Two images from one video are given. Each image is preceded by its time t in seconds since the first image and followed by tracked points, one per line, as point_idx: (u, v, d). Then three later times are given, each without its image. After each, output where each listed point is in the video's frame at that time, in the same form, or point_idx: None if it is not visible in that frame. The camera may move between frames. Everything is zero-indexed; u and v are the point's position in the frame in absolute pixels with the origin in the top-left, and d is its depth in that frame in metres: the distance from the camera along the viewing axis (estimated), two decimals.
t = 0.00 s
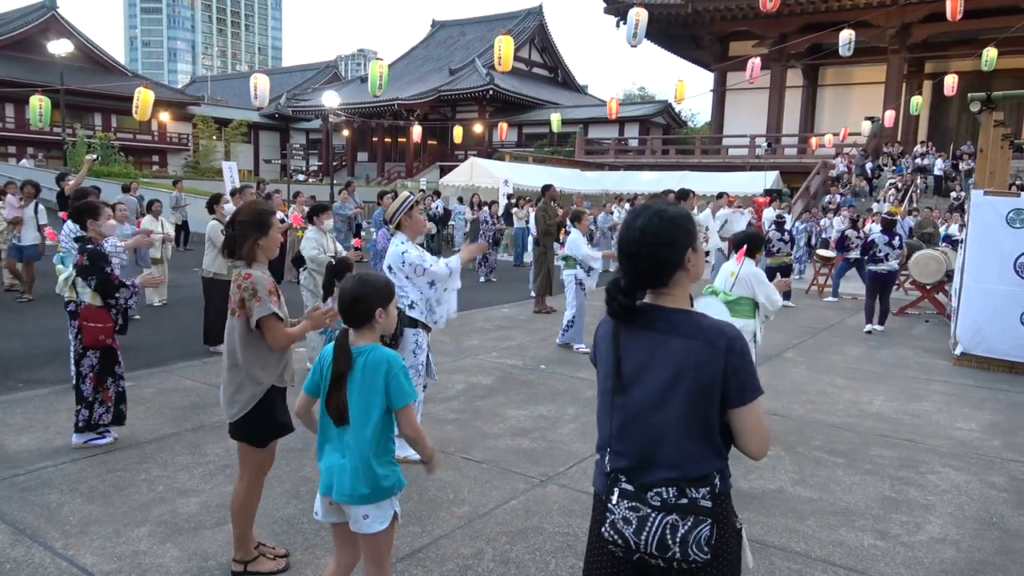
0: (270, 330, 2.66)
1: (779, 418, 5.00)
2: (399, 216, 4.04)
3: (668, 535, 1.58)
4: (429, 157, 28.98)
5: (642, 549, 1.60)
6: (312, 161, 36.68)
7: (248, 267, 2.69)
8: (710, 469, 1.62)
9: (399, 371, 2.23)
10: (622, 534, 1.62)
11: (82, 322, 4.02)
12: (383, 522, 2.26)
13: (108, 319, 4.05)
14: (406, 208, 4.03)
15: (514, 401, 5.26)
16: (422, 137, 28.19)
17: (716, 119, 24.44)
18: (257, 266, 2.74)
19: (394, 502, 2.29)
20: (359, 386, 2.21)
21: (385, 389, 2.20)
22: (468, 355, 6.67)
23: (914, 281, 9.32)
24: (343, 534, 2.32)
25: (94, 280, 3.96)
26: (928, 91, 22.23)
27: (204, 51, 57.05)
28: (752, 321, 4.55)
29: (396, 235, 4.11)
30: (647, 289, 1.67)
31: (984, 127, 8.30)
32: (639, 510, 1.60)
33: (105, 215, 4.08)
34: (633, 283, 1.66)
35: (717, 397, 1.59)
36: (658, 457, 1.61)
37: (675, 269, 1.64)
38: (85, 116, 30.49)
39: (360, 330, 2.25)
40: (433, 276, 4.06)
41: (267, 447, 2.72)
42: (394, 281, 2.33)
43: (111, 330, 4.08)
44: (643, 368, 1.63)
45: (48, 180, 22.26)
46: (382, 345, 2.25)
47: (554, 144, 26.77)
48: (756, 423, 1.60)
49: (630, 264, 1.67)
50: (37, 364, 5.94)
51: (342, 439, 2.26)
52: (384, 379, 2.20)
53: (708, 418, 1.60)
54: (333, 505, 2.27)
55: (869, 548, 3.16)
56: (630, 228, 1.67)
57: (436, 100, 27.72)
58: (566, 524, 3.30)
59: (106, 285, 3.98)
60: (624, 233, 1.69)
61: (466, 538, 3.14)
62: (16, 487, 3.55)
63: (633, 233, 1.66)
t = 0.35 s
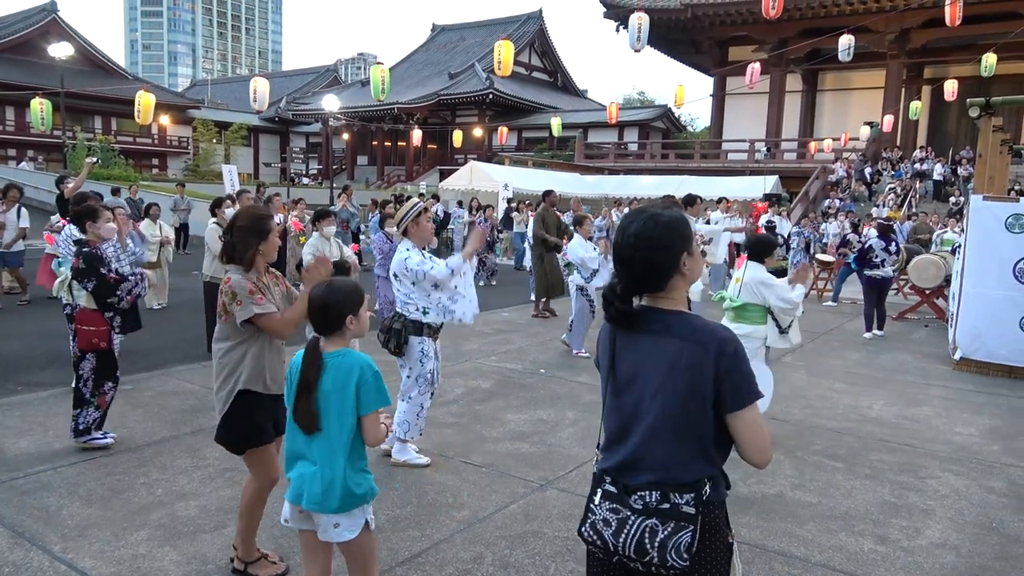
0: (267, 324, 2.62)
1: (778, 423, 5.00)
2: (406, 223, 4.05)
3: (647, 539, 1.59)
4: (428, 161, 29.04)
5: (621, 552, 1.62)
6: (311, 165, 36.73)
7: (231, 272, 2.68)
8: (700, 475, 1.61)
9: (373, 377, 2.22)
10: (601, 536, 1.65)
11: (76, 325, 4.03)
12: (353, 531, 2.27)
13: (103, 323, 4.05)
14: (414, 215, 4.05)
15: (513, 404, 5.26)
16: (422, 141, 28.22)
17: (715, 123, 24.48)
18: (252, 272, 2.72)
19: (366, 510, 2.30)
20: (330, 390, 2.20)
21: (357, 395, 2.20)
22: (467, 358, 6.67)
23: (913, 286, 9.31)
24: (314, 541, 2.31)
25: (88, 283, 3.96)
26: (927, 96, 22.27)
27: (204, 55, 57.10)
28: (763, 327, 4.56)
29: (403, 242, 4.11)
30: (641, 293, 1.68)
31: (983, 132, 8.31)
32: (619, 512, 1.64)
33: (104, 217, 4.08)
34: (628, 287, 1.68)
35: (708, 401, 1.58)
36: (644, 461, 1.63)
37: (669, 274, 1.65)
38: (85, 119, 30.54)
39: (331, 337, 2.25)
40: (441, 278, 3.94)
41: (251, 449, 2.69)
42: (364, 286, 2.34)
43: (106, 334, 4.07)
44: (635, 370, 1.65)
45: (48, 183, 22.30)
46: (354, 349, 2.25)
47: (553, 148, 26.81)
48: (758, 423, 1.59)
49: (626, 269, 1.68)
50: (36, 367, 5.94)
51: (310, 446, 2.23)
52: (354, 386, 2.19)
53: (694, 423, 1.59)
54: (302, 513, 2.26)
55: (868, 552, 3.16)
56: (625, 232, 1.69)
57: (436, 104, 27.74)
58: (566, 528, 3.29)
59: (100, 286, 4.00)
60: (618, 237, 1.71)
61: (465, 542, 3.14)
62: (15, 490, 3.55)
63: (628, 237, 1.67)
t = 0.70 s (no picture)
0: (235, 348, 2.56)
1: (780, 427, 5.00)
2: (421, 230, 4.02)
3: (622, 541, 1.60)
4: (429, 164, 29.09)
5: (599, 549, 1.65)
6: (313, 168, 36.76)
7: (227, 280, 2.61)
8: (687, 484, 1.59)
9: (368, 386, 2.18)
10: (584, 531, 1.69)
11: (88, 328, 4.05)
12: (357, 538, 2.25)
13: (112, 327, 4.04)
14: (429, 222, 4.00)
15: (514, 408, 5.26)
16: (423, 144, 28.27)
17: (716, 127, 24.49)
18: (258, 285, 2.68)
19: (370, 518, 2.27)
20: (327, 396, 2.18)
21: (352, 404, 2.16)
22: (468, 362, 6.68)
23: (914, 290, 9.31)
24: (313, 548, 2.29)
25: (95, 287, 3.93)
26: (928, 100, 22.28)
27: (206, 58, 57.05)
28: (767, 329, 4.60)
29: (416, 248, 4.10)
30: (651, 297, 1.69)
31: (984, 136, 8.33)
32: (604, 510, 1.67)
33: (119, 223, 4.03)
34: (639, 291, 1.70)
35: (694, 407, 1.56)
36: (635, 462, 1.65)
37: (680, 282, 1.65)
38: (87, 122, 30.59)
39: (330, 343, 2.24)
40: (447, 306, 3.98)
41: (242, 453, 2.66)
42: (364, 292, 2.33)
43: (114, 339, 4.05)
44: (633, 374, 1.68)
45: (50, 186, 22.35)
46: (353, 356, 2.23)
47: (554, 151, 26.82)
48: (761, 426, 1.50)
49: (638, 274, 1.71)
50: (38, 370, 5.95)
51: (311, 452, 2.23)
52: (350, 394, 2.16)
53: (678, 429, 1.58)
54: (304, 517, 2.26)
55: (869, 557, 3.15)
56: (641, 237, 1.71)
57: (437, 107, 27.76)
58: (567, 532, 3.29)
59: (107, 291, 3.93)
60: (635, 242, 1.73)
61: (466, 547, 3.13)
62: (18, 493, 3.55)
63: (644, 242, 1.69)
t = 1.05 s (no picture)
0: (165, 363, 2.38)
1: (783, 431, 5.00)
2: (433, 232, 4.07)
3: (675, 542, 1.61)
4: (431, 167, 29.14)
5: (653, 551, 1.67)
6: (315, 171, 36.82)
7: (235, 292, 2.61)
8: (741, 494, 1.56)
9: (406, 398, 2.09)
10: (641, 533, 1.71)
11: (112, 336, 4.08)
12: (401, 550, 2.20)
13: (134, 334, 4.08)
14: (441, 224, 4.05)
15: (516, 411, 5.26)
16: (425, 148, 28.30)
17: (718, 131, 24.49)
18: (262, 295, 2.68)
19: (415, 529, 2.24)
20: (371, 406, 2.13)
21: (390, 415, 2.09)
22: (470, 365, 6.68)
23: (917, 293, 9.32)
24: (359, 558, 2.28)
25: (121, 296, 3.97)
26: (930, 104, 22.29)
27: (208, 61, 57.10)
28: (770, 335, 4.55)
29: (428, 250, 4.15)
30: (722, 306, 1.65)
31: (987, 141, 8.35)
32: (659, 512, 1.68)
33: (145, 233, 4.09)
34: (711, 301, 1.66)
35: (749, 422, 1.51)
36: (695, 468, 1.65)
37: (750, 293, 1.60)
38: (90, 125, 30.66)
39: (378, 352, 2.19)
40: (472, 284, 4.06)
41: (234, 475, 2.58)
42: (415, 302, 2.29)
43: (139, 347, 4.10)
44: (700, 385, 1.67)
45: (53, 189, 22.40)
46: (400, 365, 2.18)
47: (556, 155, 26.86)
48: (764, 446, 1.42)
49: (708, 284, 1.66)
50: (41, 372, 5.95)
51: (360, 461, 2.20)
52: (389, 404, 2.09)
53: (733, 440, 1.54)
54: (354, 526, 2.24)
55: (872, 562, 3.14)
56: (713, 241, 1.64)
57: (439, 111, 27.78)
58: (569, 536, 3.29)
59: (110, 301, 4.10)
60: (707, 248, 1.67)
61: (468, 550, 3.13)
62: (19, 496, 3.55)
63: (717, 249, 1.62)
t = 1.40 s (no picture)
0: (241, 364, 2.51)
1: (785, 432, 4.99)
2: (431, 237, 4.13)
3: (719, 559, 1.63)
4: (433, 170, 29.20)
5: (698, 567, 1.68)
6: (317, 175, 36.88)
7: (224, 295, 2.61)
8: (792, 506, 1.55)
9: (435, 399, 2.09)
10: (681, 547, 1.73)
11: (109, 331, 4.10)
12: (417, 555, 2.20)
13: (134, 331, 4.12)
14: (439, 229, 4.13)
15: (518, 414, 5.26)
16: (427, 151, 28.35)
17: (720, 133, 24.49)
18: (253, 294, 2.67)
19: (435, 536, 2.22)
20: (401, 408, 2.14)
21: (416, 414, 2.09)
22: (473, 368, 6.68)
23: (920, 295, 9.32)
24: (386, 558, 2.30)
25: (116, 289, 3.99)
26: (931, 106, 22.29)
27: (211, 65, 57.14)
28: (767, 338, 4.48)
29: (422, 253, 4.17)
30: (766, 317, 1.64)
31: (990, 141, 8.31)
32: (701, 528, 1.69)
33: (139, 230, 4.16)
34: (755, 311, 1.65)
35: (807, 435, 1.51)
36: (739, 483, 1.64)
37: (796, 301, 1.59)
38: (93, 129, 30.75)
39: (414, 354, 2.20)
40: (475, 292, 4.11)
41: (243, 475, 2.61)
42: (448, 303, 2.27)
43: (136, 341, 4.13)
44: (747, 393, 1.65)
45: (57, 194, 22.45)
46: (432, 367, 2.18)
47: (558, 158, 26.90)
48: (873, 470, 1.38)
49: (751, 293, 1.65)
50: (45, 377, 5.97)
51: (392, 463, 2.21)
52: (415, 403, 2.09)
53: (787, 455, 1.53)
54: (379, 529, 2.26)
55: (876, 564, 3.14)
56: (756, 250, 1.63)
57: (440, 114, 27.82)
58: (573, 539, 3.28)
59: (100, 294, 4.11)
60: (748, 255, 1.66)
61: (472, 553, 3.13)
62: (23, 500, 3.56)
63: (756, 258, 1.62)
